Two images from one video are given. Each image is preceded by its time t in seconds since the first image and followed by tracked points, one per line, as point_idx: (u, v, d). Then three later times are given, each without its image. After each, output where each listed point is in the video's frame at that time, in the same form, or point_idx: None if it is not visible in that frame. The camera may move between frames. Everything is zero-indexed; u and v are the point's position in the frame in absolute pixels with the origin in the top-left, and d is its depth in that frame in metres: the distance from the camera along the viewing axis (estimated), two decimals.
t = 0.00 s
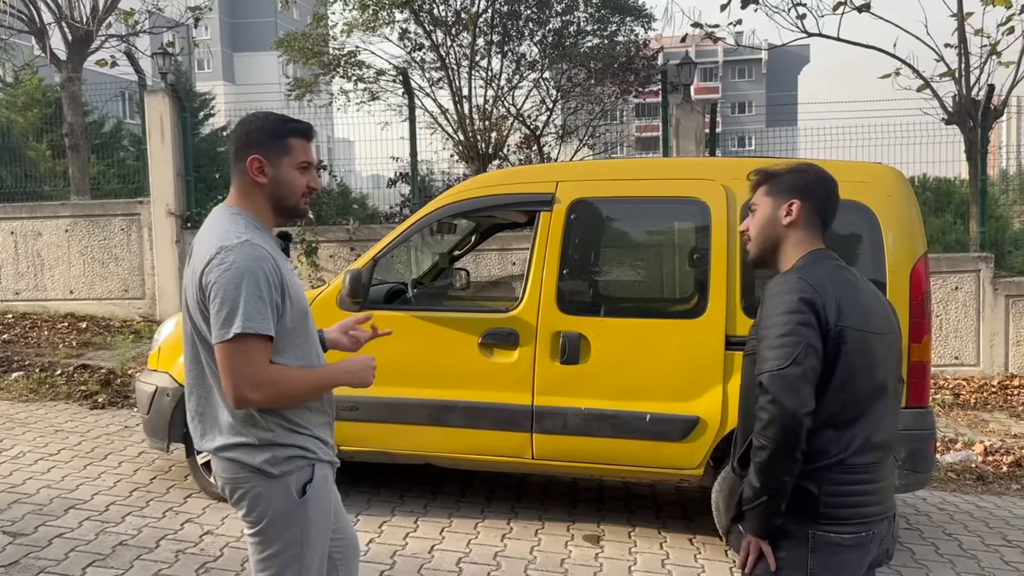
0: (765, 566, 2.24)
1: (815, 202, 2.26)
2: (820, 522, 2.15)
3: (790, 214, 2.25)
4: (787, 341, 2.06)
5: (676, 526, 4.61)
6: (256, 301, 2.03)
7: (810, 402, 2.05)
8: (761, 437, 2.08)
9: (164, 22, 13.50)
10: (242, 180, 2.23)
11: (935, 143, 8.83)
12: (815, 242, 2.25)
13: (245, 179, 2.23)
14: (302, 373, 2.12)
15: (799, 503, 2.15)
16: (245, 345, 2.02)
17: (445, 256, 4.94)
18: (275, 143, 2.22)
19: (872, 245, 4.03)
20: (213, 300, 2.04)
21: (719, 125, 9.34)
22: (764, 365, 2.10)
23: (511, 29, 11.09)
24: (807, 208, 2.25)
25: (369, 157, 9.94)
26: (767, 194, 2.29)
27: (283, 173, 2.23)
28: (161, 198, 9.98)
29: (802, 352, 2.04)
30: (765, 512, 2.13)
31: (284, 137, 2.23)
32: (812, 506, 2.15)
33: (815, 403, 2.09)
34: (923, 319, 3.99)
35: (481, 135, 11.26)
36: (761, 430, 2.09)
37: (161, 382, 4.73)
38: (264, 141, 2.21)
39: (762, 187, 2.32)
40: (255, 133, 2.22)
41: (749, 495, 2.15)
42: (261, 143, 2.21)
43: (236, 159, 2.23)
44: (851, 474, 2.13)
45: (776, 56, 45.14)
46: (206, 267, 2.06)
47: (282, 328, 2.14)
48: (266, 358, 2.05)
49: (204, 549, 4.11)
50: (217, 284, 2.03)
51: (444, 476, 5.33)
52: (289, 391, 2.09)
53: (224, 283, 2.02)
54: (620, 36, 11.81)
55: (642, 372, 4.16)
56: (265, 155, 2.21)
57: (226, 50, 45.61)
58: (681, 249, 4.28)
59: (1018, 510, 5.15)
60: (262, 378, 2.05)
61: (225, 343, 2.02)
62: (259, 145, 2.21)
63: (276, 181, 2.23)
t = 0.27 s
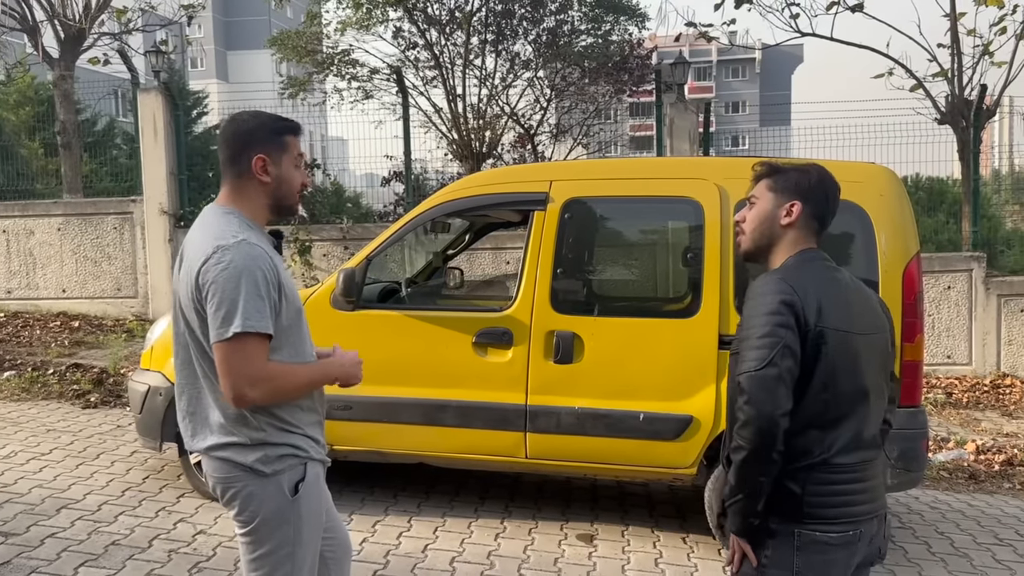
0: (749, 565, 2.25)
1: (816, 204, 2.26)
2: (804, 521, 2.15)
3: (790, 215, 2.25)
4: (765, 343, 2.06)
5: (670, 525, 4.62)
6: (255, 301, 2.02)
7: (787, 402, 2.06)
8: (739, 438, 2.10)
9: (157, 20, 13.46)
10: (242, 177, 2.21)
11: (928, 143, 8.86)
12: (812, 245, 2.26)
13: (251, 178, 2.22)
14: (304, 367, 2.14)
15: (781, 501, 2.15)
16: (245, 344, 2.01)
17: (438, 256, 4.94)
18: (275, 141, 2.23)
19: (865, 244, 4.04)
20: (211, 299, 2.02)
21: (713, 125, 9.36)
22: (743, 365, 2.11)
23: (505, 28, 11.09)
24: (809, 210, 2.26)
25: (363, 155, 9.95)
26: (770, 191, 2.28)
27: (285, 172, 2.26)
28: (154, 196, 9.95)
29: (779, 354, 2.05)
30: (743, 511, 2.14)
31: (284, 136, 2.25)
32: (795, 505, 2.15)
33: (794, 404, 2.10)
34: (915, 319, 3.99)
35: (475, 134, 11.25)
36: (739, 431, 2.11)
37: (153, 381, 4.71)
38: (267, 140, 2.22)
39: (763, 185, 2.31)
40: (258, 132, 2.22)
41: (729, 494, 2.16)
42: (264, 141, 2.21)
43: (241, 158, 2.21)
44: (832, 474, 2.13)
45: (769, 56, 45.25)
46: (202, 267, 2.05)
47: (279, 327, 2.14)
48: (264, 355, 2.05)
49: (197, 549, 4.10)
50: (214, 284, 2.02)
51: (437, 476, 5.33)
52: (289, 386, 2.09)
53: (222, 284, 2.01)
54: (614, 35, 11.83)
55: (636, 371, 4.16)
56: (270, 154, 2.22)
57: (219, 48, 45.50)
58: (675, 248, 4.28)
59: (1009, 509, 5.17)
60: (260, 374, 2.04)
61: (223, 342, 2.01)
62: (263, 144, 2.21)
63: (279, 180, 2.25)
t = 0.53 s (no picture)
0: (752, 565, 2.23)
1: (819, 203, 2.27)
2: (809, 520, 2.16)
3: (794, 214, 2.26)
4: (783, 343, 2.06)
5: (668, 525, 4.62)
6: (256, 294, 2.02)
7: (802, 403, 2.06)
8: (753, 439, 2.09)
9: (155, 19, 13.44)
10: (252, 172, 2.21)
11: (926, 143, 8.87)
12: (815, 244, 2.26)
13: (261, 175, 2.22)
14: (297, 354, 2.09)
15: (787, 500, 2.16)
16: (242, 338, 2.00)
17: (436, 256, 4.97)
18: (281, 140, 2.25)
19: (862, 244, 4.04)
20: (212, 295, 2.01)
21: (711, 124, 9.36)
22: (757, 366, 2.09)
23: (503, 27, 11.08)
24: (812, 210, 2.26)
25: (361, 155, 9.94)
26: (772, 191, 2.28)
27: (291, 171, 2.29)
28: (152, 195, 9.94)
29: (796, 355, 2.05)
30: (752, 513, 2.14)
31: (289, 135, 2.28)
32: (801, 505, 2.15)
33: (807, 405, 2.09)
34: (913, 318, 4.00)
35: (473, 133, 11.25)
36: (753, 432, 2.09)
37: (151, 381, 4.71)
38: (278, 138, 2.25)
39: (766, 183, 2.31)
40: (266, 129, 2.23)
41: (737, 495, 2.15)
42: (274, 139, 2.24)
43: (251, 155, 2.20)
44: (839, 474, 2.14)
45: (767, 55, 45.36)
46: (205, 263, 2.04)
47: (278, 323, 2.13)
48: (259, 351, 2.03)
49: (195, 548, 4.09)
50: (215, 279, 2.01)
51: (436, 475, 5.33)
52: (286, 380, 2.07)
53: (222, 279, 2.01)
54: (613, 35, 11.85)
55: (633, 371, 4.17)
56: (280, 151, 2.25)
57: (217, 47, 45.48)
58: (673, 248, 4.28)
59: (1007, 508, 5.17)
60: (256, 370, 2.03)
61: (220, 337, 2.01)
62: (274, 141, 2.23)
63: (286, 178, 2.28)
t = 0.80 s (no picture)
0: (752, 564, 2.25)
1: (825, 203, 2.26)
2: (809, 520, 2.16)
3: (800, 214, 2.26)
4: (783, 343, 2.06)
5: (667, 524, 4.62)
6: (261, 295, 2.02)
7: (802, 403, 2.07)
8: (752, 438, 2.10)
9: (154, 19, 13.42)
10: (261, 172, 2.21)
11: (925, 142, 8.87)
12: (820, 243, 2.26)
13: (269, 176, 2.22)
14: (304, 363, 2.12)
15: (787, 501, 2.16)
16: (248, 340, 2.00)
17: (435, 255, 4.96)
18: (290, 142, 2.27)
19: (862, 243, 4.04)
20: (216, 295, 2.01)
21: (710, 124, 9.36)
22: (758, 366, 2.10)
23: (502, 27, 11.07)
24: (818, 209, 2.26)
25: (361, 155, 9.93)
26: (778, 191, 2.29)
27: (298, 176, 2.31)
28: (151, 195, 9.93)
29: (797, 356, 2.05)
30: (750, 512, 2.15)
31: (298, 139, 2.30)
32: (801, 505, 2.15)
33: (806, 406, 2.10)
34: (912, 318, 4.01)
35: (472, 133, 11.25)
36: (751, 432, 2.10)
37: (151, 380, 4.70)
38: (289, 142, 2.26)
39: (772, 183, 2.32)
40: (275, 131, 2.24)
41: (736, 494, 2.16)
42: (286, 142, 2.25)
43: (261, 155, 2.21)
44: (840, 475, 2.14)
45: (766, 55, 45.37)
46: (208, 263, 2.04)
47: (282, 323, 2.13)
48: (265, 352, 2.04)
49: (194, 548, 4.10)
50: (220, 279, 2.01)
51: (435, 475, 5.33)
52: (290, 383, 2.08)
53: (227, 279, 2.00)
54: (612, 34, 11.85)
55: (632, 371, 4.17)
56: (291, 155, 2.26)
57: (217, 47, 45.47)
58: (672, 248, 4.28)
59: (1007, 507, 5.17)
60: (262, 371, 2.03)
61: (227, 337, 2.00)
62: (285, 144, 2.25)
63: (293, 181, 2.29)
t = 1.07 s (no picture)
0: (748, 562, 2.27)
1: (830, 202, 2.26)
2: (804, 520, 2.16)
3: (804, 214, 2.26)
4: (768, 341, 2.08)
5: (668, 524, 4.62)
6: (269, 297, 2.02)
7: (787, 402, 2.07)
8: (738, 437, 2.12)
9: (155, 19, 13.42)
10: (270, 171, 2.22)
11: (926, 142, 8.87)
12: (824, 243, 2.26)
13: (277, 176, 2.22)
14: (310, 366, 2.13)
15: (781, 499, 2.17)
16: (255, 342, 2.01)
17: (436, 255, 4.96)
18: (299, 143, 2.27)
19: (863, 242, 4.04)
20: (224, 296, 2.01)
21: (711, 123, 9.35)
22: (746, 365, 2.12)
23: (503, 26, 11.07)
24: (823, 209, 2.25)
25: (361, 154, 9.93)
26: (783, 191, 2.29)
27: (305, 176, 2.31)
28: (152, 195, 9.92)
29: (780, 356, 2.06)
30: (742, 509, 2.17)
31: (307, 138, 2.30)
32: (795, 504, 2.16)
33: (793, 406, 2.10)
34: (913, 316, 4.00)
35: (473, 132, 11.25)
36: (738, 430, 2.13)
37: (152, 380, 4.71)
38: (298, 141, 2.27)
39: (777, 184, 2.32)
40: (284, 132, 2.24)
41: (727, 491, 2.19)
42: (295, 142, 2.26)
43: (270, 155, 2.21)
44: (835, 476, 2.13)
45: (767, 54, 45.37)
46: (216, 264, 2.03)
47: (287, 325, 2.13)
48: (272, 354, 2.04)
49: (196, 547, 4.10)
50: (228, 280, 2.01)
51: (435, 474, 5.33)
52: (297, 387, 2.09)
53: (236, 280, 2.00)
54: (613, 34, 11.85)
55: (633, 370, 4.17)
56: (300, 154, 2.27)
57: (217, 46, 45.48)
58: (673, 247, 4.28)
59: (1008, 507, 5.17)
60: (269, 373, 2.04)
61: (234, 339, 2.00)
62: (294, 144, 2.25)
63: (301, 182, 2.29)
